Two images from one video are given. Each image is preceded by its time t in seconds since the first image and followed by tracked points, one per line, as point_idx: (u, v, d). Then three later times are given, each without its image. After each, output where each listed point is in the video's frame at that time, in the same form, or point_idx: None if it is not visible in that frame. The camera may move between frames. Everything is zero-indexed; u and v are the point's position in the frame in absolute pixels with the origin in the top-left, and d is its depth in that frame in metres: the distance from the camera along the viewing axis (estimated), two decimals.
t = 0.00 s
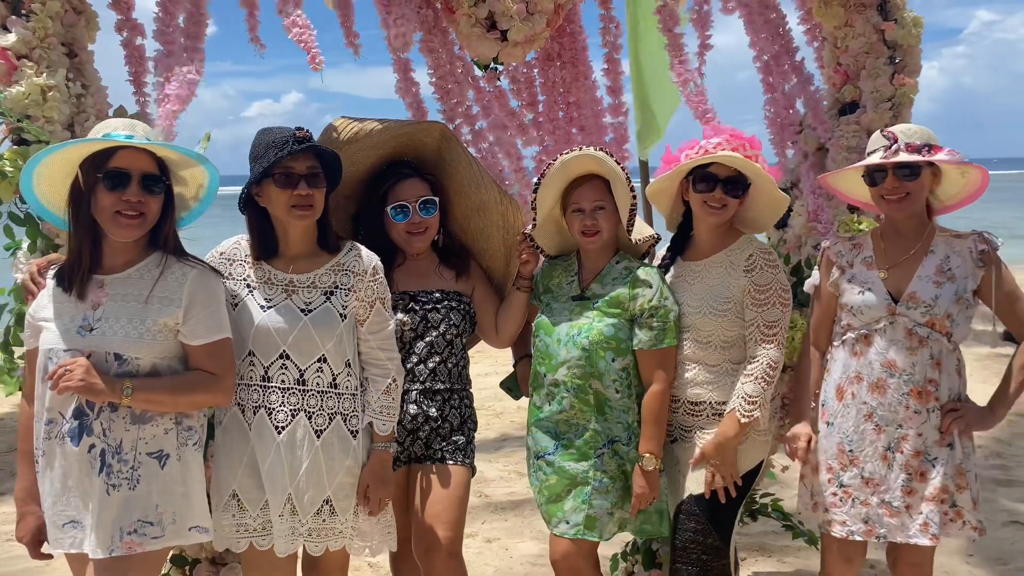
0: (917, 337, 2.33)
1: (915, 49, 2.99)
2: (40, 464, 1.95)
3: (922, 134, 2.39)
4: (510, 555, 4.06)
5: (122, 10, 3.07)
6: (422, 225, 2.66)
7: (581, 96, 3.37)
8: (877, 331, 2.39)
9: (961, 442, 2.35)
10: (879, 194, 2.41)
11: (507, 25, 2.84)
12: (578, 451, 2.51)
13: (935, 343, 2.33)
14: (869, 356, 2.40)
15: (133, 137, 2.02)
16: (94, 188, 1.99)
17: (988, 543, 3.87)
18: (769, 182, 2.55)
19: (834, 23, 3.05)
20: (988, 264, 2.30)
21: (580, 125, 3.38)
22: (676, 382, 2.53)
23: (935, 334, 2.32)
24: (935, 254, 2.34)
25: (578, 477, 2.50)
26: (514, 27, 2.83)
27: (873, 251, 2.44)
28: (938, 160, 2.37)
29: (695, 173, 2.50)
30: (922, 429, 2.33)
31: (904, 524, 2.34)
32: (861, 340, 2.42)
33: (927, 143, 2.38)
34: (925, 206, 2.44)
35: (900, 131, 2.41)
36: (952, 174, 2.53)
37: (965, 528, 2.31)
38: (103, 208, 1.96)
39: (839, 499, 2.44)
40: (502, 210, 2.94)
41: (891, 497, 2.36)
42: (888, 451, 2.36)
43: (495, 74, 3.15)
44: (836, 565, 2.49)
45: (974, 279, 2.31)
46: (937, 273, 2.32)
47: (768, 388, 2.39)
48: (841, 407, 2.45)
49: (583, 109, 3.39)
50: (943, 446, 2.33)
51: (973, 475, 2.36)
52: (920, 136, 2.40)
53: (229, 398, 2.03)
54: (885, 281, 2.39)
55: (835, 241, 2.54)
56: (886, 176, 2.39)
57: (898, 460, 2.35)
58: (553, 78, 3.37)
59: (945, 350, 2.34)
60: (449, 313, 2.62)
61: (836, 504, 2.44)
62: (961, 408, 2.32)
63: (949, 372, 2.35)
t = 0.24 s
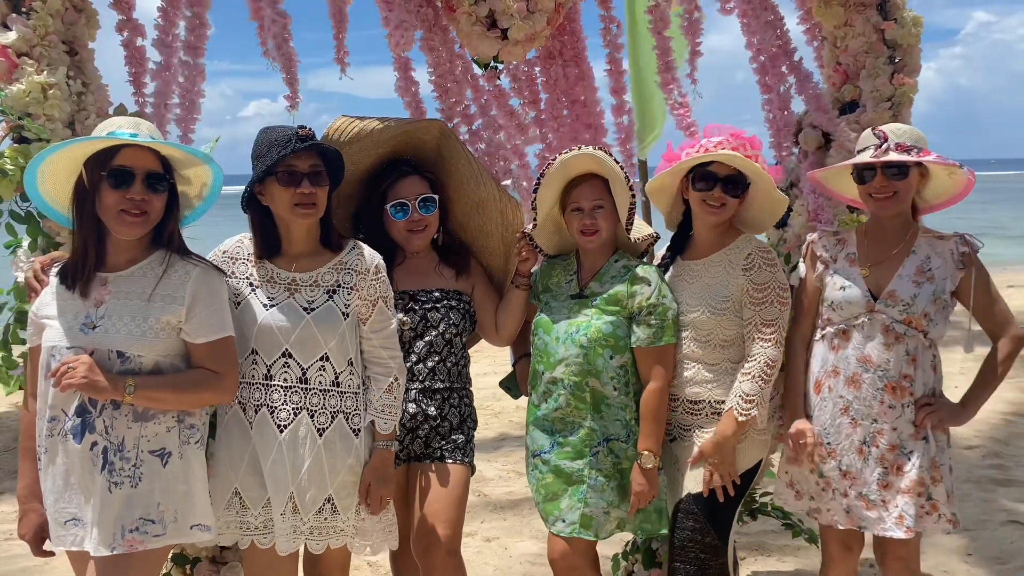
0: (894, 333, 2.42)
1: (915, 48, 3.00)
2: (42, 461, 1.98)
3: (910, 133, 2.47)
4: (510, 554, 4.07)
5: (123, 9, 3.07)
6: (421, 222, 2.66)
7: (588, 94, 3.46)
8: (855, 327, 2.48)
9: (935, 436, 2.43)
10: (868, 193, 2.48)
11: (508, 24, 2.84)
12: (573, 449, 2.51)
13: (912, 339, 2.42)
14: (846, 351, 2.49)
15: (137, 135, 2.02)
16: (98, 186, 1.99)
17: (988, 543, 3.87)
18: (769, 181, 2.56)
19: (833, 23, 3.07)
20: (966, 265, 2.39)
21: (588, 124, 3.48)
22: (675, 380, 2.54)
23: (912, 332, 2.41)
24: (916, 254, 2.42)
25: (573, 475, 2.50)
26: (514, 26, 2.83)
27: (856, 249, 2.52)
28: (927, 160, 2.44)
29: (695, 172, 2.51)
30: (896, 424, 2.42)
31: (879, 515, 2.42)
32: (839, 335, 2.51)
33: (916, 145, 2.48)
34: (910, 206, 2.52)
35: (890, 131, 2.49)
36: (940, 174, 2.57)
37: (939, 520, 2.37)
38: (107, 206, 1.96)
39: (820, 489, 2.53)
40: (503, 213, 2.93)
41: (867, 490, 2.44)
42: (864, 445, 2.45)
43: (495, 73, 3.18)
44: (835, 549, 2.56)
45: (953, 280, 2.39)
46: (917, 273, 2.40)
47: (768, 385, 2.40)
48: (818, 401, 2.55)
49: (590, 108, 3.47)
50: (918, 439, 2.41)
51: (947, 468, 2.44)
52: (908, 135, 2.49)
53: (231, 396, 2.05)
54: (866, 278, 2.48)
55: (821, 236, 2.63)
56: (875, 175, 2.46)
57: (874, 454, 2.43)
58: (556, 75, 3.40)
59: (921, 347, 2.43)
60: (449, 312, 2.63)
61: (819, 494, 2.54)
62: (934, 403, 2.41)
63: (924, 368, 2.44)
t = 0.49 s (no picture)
0: (879, 336, 2.49)
1: (916, 51, 3.02)
2: (46, 460, 1.99)
3: (897, 142, 2.58)
4: (510, 553, 4.08)
5: (127, 9, 3.07)
6: (418, 218, 2.69)
7: (598, 94, 3.51)
8: (840, 330, 2.55)
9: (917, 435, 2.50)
10: (856, 199, 2.58)
11: (511, 25, 2.85)
12: (570, 450, 2.51)
13: (896, 342, 2.50)
14: (831, 354, 2.56)
15: (143, 137, 2.03)
16: (105, 188, 2.00)
17: (987, 544, 3.88)
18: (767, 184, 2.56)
19: (835, 25, 3.08)
20: (950, 270, 2.46)
21: (602, 123, 3.55)
22: (674, 381, 2.56)
23: (896, 335, 2.49)
24: (901, 259, 2.50)
25: (570, 477, 2.50)
26: (518, 28, 2.84)
27: (843, 252, 2.60)
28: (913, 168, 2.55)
29: (692, 175, 2.52)
30: (879, 425, 2.49)
31: (859, 512, 2.47)
32: (825, 337, 2.57)
33: (903, 154, 2.58)
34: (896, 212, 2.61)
35: (879, 139, 2.60)
36: (924, 178, 2.77)
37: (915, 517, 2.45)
38: (113, 207, 1.96)
39: (801, 487, 2.61)
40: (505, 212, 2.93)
41: (848, 489, 2.50)
42: (847, 445, 2.51)
43: (495, 75, 3.21)
44: (831, 543, 2.61)
45: (936, 284, 2.47)
46: (901, 278, 2.48)
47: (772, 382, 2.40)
48: (804, 401, 2.61)
49: (601, 105, 3.54)
50: (901, 439, 2.48)
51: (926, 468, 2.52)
52: (896, 144, 2.58)
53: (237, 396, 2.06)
54: (852, 282, 2.55)
55: (809, 239, 2.70)
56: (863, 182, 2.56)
57: (856, 454, 2.50)
58: (564, 75, 3.46)
59: (905, 349, 2.51)
60: (448, 313, 2.63)
61: (799, 493, 2.61)
62: (916, 404, 2.49)
63: (907, 369, 2.52)
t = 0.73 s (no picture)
0: (878, 337, 2.50)
1: (919, 53, 3.03)
2: (51, 459, 1.99)
3: (894, 143, 2.58)
4: (511, 553, 4.08)
5: (131, 8, 3.07)
6: (426, 216, 2.70)
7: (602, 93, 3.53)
8: (839, 331, 2.55)
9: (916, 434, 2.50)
10: (855, 201, 2.59)
11: (515, 26, 2.85)
12: (569, 449, 2.51)
13: (894, 343, 2.50)
14: (831, 354, 2.56)
15: (148, 137, 2.03)
16: (110, 188, 2.00)
17: (988, 545, 3.89)
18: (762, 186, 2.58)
19: (838, 27, 3.09)
20: (947, 270, 2.47)
21: (607, 122, 3.59)
22: (673, 381, 2.57)
23: (894, 335, 2.49)
24: (898, 259, 2.50)
25: (570, 477, 2.50)
26: (521, 29, 2.85)
27: (840, 254, 2.61)
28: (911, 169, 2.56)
29: (689, 176, 2.53)
30: (878, 424, 2.49)
31: (858, 510, 2.47)
32: (824, 338, 2.59)
33: (901, 155, 2.59)
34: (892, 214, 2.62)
35: (877, 140, 2.60)
36: (920, 180, 2.80)
37: (912, 515, 2.46)
38: (119, 207, 1.97)
39: (802, 487, 2.62)
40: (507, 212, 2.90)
41: (846, 488, 2.51)
42: (847, 445, 2.52)
43: (501, 74, 3.24)
44: (832, 541, 2.60)
45: (933, 284, 2.48)
46: (899, 278, 2.48)
47: (785, 377, 2.39)
48: (802, 401, 2.62)
49: (607, 105, 3.56)
50: (899, 437, 2.49)
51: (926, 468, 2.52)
52: (893, 145, 2.59)
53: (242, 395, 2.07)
54: (850, 283, 2.56)
55: (805, 241, 2.72)
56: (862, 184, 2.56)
57: (855, 453, 2.51)
58: (566, 76, 3.48)
59: (903, 349, 2.52)
60: (450, 314, 2.64)
61: (801, 492, 2.62)
62: (914, 404, 2.49)
63: (905, 369, 2.52)
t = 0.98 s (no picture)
0: (878, 336, 2.50)
1: (920, 53, 3.03)
2: (53, 458, 1.99)
3: (897, 141, 2.58)
4: (512, 553, 4.09)
5: (131, 11, 3.08)
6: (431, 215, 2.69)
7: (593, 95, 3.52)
8: (839, 330, 2.56)
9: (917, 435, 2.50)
10: (858, 200, 2.58)
11: (516, 26, 2.86)
12: (570, 450, 2.51)
13: (894, 342, 2.51)
14: (831, 354, 2.56)
15: (151, 136, 2.03)
16: (113, 188, 2.00)
17: (989, 545, 3.89)
18: (765, 185, 2.58)
19: (840, 27, 3.10)
20: (948, 270, 2.47)
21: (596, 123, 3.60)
22: (673, 382, 2.57)
23: (894, 335, 2.50)
24: (899, 258, 2.51)
25: (571, 478, 2.50)
26: (522, 29, 2.85)
27: (840, 253, 2.61)
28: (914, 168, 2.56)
29: (692, 175, 2.52)
30: (878, 424, 2.49)
31: (859, 510, 2.48)
32: (824, 338, 2.59)
33: (905, 153, 2.59)
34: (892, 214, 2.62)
35: (880, 139, 2.60)
36: (920, 178, 2.80)
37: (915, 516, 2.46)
38: (122, 207, 1.97)
39: (805, 486, 2.62)
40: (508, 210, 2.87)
41: (847, 487, 2.51)
42: (848, 444, 2.52)
43: (501, 75, 3.25)
44: (834, 541, 2.61)
45: (934, 283, 2.48)
46: (899, 277, 2.48)
47: (780, 378, 2.41)
48: (804, 401, 2.62)
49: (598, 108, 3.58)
50: (900, 437, 2.48)
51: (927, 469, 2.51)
52: (896, 143, 2.59)
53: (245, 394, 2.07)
54: (850, 282, 2.56)
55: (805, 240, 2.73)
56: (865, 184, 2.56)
57: (855, 452, 2.51)
58: (564, 79, 3.50)
59: (904, 349, 2.52)
60: (457, 318, 2.62)
61: (804, 491, 2.62)
62: (915, 404, 2.49)
63: (905, 369, 2.52)
